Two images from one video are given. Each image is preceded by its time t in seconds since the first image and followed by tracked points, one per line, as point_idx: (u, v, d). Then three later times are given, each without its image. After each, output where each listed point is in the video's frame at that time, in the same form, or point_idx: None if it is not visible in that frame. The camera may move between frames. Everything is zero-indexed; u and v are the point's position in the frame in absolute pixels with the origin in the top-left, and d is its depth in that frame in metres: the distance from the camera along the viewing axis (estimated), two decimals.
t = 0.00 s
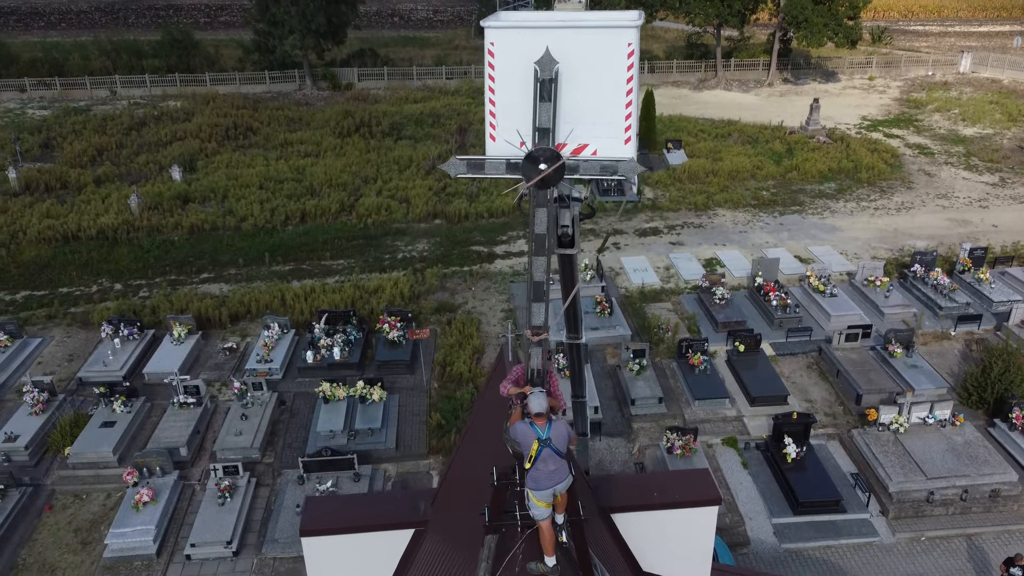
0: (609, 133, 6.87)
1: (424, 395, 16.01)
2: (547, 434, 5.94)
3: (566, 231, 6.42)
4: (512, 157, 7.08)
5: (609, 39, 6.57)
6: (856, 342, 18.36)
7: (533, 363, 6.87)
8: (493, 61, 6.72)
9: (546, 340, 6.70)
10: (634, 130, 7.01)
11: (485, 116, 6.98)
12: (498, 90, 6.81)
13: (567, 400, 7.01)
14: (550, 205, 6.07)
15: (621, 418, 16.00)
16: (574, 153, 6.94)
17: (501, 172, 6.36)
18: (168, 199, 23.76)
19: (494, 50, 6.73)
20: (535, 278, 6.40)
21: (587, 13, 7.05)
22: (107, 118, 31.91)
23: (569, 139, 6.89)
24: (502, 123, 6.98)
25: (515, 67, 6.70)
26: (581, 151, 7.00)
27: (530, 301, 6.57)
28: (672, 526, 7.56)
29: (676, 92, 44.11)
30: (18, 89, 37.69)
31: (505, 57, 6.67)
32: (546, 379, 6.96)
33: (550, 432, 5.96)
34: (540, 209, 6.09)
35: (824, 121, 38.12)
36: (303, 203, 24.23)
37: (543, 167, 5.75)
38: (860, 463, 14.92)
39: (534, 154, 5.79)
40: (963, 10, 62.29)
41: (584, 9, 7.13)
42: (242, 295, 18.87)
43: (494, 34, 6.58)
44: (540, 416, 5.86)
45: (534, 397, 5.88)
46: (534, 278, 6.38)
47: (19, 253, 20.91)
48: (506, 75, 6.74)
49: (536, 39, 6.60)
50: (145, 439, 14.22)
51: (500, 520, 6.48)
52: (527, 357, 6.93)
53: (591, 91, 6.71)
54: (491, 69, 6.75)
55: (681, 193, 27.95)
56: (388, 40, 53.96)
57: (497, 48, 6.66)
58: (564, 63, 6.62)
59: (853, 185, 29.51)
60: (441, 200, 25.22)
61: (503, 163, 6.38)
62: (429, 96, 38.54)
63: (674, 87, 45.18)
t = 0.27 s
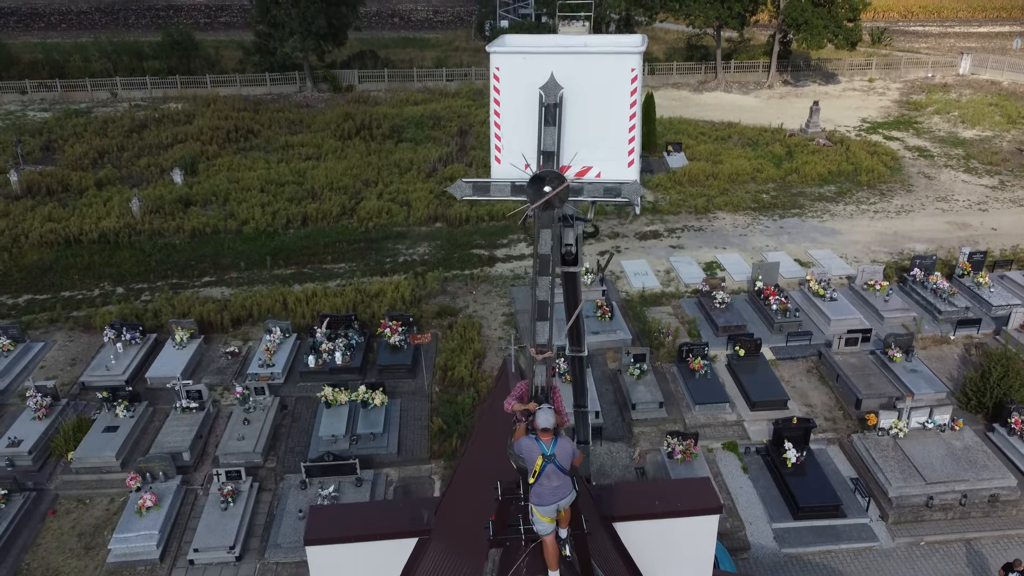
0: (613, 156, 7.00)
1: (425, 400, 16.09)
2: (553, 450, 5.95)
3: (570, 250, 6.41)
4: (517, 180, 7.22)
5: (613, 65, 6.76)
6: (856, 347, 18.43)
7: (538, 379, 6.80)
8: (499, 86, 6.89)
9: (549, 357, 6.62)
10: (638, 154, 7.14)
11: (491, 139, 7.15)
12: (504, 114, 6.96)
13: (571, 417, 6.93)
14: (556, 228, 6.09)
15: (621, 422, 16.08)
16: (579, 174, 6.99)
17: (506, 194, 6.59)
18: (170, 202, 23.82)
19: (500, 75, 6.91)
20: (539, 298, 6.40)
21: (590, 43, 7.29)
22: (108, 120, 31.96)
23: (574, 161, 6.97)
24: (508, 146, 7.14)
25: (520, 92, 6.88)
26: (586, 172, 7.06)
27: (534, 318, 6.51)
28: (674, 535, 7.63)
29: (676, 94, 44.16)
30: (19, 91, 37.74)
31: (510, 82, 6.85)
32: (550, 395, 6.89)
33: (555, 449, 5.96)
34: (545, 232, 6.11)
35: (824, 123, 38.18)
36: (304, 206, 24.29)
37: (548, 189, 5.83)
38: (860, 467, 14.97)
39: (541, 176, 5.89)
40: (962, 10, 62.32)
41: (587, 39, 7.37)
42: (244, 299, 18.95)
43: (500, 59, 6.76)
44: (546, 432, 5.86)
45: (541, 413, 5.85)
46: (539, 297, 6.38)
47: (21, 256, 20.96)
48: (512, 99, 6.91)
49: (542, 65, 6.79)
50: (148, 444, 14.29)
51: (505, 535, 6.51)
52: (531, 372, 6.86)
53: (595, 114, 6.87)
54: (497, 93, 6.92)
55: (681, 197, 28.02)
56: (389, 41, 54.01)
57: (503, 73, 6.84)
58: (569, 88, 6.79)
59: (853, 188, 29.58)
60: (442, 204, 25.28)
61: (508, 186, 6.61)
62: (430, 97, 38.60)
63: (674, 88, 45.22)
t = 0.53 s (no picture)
0: (615, 173, 7.28)
1: (427, 401, 16.14)
2: (557, 463, 6.15)
3: (573, 262, 6.91)
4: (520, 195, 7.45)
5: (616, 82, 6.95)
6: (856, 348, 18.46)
7: (541, 392, 7.15)
8: (503, 102, 7.12)
9: (553, 370, 6.99)
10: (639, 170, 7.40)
11: (495, 153, 7.36)
12: (508, 130, 7.21)
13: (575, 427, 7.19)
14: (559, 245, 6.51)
15: (622, 423, 16.15)
16: (581, 189, 7.36)
17: (510, 210, 6.83)
18: (171, 203, 23.85)
19: (504, 92, 7.13)
20: (543, 313, 6.80)
21: (594, 59, 7.46)
22: (109, 120, 31.97)
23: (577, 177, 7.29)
24: (512, 161, 7.36)
25: (525, 109, 7.10)
26: (589, 187, 7.43)
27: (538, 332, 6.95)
28: (673, 540, 7.67)
29: (676, 94, 44.15)
30: (19, 90, 37.73)
31: (515, 99, 7.07)
32: (553, 408, 7.23)
33: (559, 461, 6.16)
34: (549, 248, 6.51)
35: (824, 124, 38.20)
36: (305, 207, 24.34)
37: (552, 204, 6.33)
38: (859, 469, 15.03)
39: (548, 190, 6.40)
40: (962, 9, 62.28)
41: (591, 55, 7.54)
42: (246, 300, 19.02)
43: (504, 76, 6.97)
44: (551, 444, 6.07)
45: (547, 425, 6.08)
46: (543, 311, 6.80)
47: (22, 257, 21.00)
48: (516, 115, 7.14)
49: (546, 82, 6.99)
50: (150, 445, 14.34)
51: (507, 543, 6.59)
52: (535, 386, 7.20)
53: (598, 132, 7.10)
54: (501, 109, 7.15)
55: (682, 197, 28.05)
56: (389, 41, 53.98)
57: (507, 90, 7.06)
58: (573, 105, 7.00)
59: (853, 188, 29.61)
60: (442, 204, 25.31)
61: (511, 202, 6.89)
62: (430, 97, 38.59)
63: (674, 88, 45.21)
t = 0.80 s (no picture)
0: (618, 188, 7.39)
1: (428, 401, 16.21)
2: (560, 474, 6.20)
3: (576, 274, 6.92)
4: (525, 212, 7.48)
5: (618, 100, 7.07)
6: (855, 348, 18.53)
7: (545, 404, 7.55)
8: (508, 119, 7.17)
9: (556, 382, 7.37)
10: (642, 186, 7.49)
11: (499, 170, 7.40)
12: (513, 146, 7.26)
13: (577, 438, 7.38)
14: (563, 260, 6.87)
15: (622, 424, 16.22)
16: (586, 205, 7.41)
17: (514, 225, 7.28)
18: (172, 201, 23.89)
19: (509, 110, 7.18)
20: (546, 325, 7.21)
21: (596, 75, 7.57)
22: (109, 118, 31.97)
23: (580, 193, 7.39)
24: (516, 177, 7.42)
25: (529, 126, 7.16)
26: (593, 203, 7.48)
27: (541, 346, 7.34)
28: (674, 542, 7.73)
29: (676, 91, 44.09)
30: (19, 88, 37.70)
31: (519, 116, 7.13)
32: (557, 418, 7.63)
33: (562, 472, 6.21)
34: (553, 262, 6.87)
35: (824, 121, 38.19)
36: (306, 205, 24.37)
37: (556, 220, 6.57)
38: (859, 469, 15.11)
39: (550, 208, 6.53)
40: (962, 4, 62.12)
41: (593, 72, 7.65)
42: (247, 300, 19.08)
43: (509, 93, 7.05)
44: (554, 456, 6.13)
45: (551, 437, 6.14)
46: (545, 323, 7.20)
47: (24, 256, 21.03)
48: (521, 132, 7.19)
49: (550, 99, 7.08)
50: (152, 445, 14.41)
51: (512, 551, 6.70)
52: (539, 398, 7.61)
53: (601, 148, 7.20)
54: (506, 126, 7.20)
55: (682, 196, 28.08)
56: (388, 37, 53.89)
57: (512, 107, 7.12)
58: (576, 122, 7.11)
59: (853, 187, 29.63)
60: (443, 203, 25.35)
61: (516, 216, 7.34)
62: (430, 94, 38.57)
63: (674, 85, 45.16)
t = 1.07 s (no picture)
0: (620, 200, 7.42)
1: (428, 397, 16.29)
2: (562, 481, 6.23)
3: (578, 283, 7.12)
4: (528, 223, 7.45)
5: (620, 113, 7.12)
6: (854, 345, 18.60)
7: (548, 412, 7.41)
8: (511, 131, 7.22)
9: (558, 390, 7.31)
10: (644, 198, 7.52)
11: (503, 182, 7.43)
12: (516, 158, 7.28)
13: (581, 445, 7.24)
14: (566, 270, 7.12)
15: (622, 420, 16.31)
16: (588, 217, 7.47)
17: (518, 237, 7.17)
18: (172, 197, 23.90)
19: (513, 123, 7.21)
20: (549, 333, 7.38)
21: (599, 90, 7.63)
22: (109, 112, 31.92)
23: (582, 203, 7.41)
24: (519, 188, 7.45)
25: (533, 138, 7.20)
26: (594, 215, 7.52)
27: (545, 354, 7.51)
28: (674, 542, 7.81)
29: (677, 85, 43.95)
30: (19, 82, 37.63)
31: (523, 128, 7.18)
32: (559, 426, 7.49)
33: (565, 480, 6.22)
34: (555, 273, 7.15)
35: (824, 115, 38.13)
36: (306, 201, 24.38)
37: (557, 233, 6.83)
38: (857, 465, 15.20)
39: (549, 222, 6.97)
40: None
41: (595, 86, 7.70)
42: (248, 296, 19.12)
43: (513, 106, 7.10)
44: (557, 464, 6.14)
45: (555, 445, 6.17)
46: (548, 331, 7.38)
47: (25, 252, 21.05)
48: (524, 144, 7.22)
49: (553, 113, 7.13)
50: (155, 441, 14.48)
51: (514, 555, 6.59)
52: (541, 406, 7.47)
53: (603, 160, 7.24)
54: (510, 138, 7.25)
55: (682, 191, 28.08)
56: (388, 30, 53.70)
57: (515, 120, 7.18)
58: (579, 135, 7.16)
59: (853, 182, 29.62)
60: (443, 198, 25.35)
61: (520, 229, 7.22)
62: (430, 88, 38.49)
63: (675, 79, 45.02)
